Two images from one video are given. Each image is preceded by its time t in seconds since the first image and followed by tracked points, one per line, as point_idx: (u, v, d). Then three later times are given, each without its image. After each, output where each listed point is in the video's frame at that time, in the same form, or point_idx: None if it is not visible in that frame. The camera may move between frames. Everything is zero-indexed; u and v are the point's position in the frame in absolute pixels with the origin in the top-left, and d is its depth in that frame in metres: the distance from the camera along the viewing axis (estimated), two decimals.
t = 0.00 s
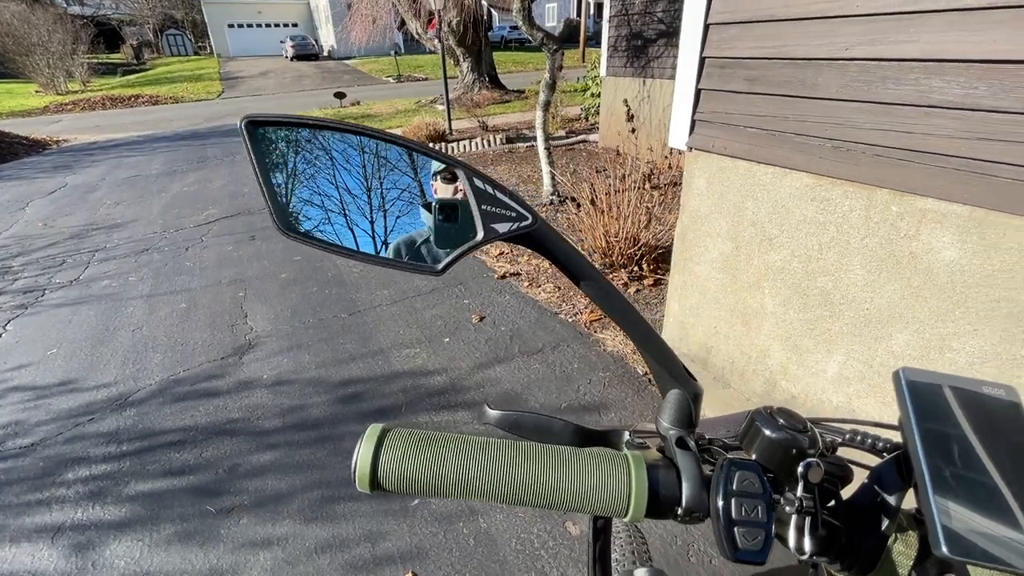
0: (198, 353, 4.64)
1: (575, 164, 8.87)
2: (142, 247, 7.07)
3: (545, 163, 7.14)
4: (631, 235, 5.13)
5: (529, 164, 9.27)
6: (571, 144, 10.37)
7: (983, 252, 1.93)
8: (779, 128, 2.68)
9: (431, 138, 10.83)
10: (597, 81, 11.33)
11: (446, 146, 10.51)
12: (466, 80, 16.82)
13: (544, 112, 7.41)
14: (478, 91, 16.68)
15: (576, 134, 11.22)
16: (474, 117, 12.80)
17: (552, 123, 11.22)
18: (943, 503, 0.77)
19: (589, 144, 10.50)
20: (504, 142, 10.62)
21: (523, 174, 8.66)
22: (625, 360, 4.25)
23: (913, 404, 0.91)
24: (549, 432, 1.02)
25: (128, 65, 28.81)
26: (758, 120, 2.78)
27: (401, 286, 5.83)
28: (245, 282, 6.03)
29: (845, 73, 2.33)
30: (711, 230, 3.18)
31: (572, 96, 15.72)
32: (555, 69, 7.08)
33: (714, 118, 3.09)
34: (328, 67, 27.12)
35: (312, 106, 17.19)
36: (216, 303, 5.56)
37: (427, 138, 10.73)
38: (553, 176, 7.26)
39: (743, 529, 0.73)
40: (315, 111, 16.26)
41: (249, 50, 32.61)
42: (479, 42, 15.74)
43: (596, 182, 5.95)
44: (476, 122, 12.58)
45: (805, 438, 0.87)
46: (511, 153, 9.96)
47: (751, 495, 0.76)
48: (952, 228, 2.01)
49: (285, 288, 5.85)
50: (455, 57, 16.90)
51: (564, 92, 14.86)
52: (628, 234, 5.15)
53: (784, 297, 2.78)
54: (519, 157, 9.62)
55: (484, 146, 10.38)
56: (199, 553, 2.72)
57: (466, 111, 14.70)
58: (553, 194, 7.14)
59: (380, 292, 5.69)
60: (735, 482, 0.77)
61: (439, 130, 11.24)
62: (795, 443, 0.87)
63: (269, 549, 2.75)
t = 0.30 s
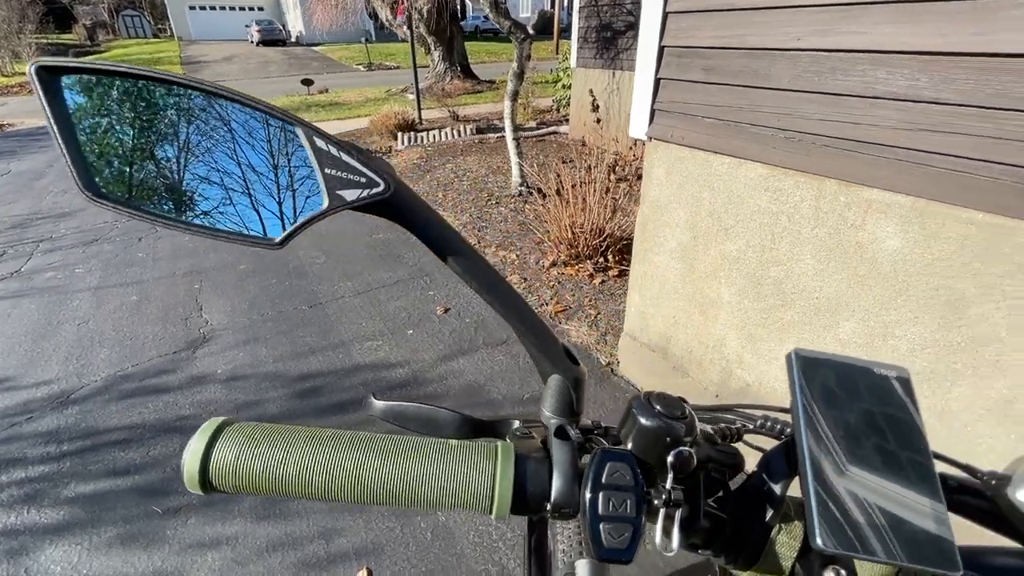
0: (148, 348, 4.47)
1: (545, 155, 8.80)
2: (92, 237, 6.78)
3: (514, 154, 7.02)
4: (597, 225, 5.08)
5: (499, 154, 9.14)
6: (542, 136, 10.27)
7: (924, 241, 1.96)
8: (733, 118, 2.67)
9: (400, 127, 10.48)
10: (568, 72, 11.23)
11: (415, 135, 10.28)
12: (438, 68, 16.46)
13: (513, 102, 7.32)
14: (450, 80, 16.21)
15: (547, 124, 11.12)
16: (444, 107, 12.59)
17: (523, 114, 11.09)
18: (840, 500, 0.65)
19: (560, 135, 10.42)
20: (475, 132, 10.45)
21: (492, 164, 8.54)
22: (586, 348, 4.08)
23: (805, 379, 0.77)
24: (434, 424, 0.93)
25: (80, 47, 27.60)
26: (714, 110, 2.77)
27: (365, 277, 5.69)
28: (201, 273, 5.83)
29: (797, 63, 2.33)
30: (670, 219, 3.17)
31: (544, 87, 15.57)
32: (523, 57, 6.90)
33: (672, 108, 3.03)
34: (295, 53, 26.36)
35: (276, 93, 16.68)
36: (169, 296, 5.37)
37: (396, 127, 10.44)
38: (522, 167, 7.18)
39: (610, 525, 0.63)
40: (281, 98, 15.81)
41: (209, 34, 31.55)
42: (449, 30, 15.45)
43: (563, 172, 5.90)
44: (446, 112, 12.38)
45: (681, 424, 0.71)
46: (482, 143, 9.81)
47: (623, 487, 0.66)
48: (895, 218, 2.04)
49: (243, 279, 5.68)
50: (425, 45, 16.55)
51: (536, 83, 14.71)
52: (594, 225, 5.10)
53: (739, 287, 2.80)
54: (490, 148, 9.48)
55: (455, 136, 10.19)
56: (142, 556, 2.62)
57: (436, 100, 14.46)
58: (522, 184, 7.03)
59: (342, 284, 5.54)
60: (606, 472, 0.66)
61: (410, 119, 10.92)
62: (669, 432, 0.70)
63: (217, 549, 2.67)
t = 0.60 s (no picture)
0: (70, 345, 4.22)
1: (500, 142, 8.65)
2: (12, 227, 6.35)
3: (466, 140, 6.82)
4: (548, 211, 5.03)
5: (453, 140, 8.92)
6: (499, 122, 10.08)
7: (835, 224, 2.02)
8: (662, 102, 2.66)
9: (353, 113, 10.01)
10: (524, 57, 11.04)
11: (367, 120, 9.92)
12: (394, 53, 15.84)
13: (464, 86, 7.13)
14: (408, 66, 15.42)
15: (505, 110, 10.89)
16: (399, 92, 12.21)
17: (479, 100, 10.85)
18: (577, 494, 0.61)
19: (517, 121, 10.24)
20: (431, 119, 10.17)
21: (446, 151, 8.35)
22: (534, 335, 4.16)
23: (569, 366, 0.72)
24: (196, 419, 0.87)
25: (3, 23, 25.81)
26: (645, 94, 2.75)
27: (310, 266, 5.23)
28: (132, 264, 5.54)
29: (721, 47, 2.34)
30: (607, 205, 3.11)
31: (502, 73, 15.26)
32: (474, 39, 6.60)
33: (607, 92, 2.98)
34: (246, 35, 25.24)
35: (221, 76, 15.88)
36: (95, 289, 5.07)
37: (349, 114, 9.98)
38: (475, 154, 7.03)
39: (311, 530, 0.59)
40: (227, 81, 15.10)
41: (146, 12, 29.89)
42: (405, 13, 14.95)
43: (513, 158, 5.80)
44: (402, 98, 12.02)
45: (410, 412, 0.74)
46: (436, 130, 9.55)
47: (335, 486, 0.61)
48: (810, 200, 2.08)
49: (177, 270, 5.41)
50: (380, 28, 15.99)
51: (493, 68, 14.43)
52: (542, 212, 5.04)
53: (672, 271, 2.81)
54: (444, 134, 9.26)
55: (409, 122, 9.88)
56: (54, 565, 2.48)
57: (391, 85, 14.01)
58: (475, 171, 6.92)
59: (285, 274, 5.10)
60: (319, 469, 0.62)
61: (363, 104, 10.47)
62: (394, 419, 0.73)
63: (138, 555, 2.54)
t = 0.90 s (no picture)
0: None
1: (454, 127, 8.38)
2: None
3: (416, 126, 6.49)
4: (496, 199, 4.91)
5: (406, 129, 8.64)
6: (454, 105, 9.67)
7: (754, 205, 2.05)
8: (593, 86, 2.60)
9: (302, 101, 9.60)
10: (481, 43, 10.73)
11: (317, 108, 9.53)
12: (349, 39, 15.28)
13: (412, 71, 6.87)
14: (364, 53, 14.91)
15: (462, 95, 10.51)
16: (353, 80, 11.78)
17: (434, 87, 10.53)
18: (246, 510, 0.66)
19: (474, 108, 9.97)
20: (385, 107, 9.82)
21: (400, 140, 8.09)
22: (484, 325, 3.96)
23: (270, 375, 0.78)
24: None
25: None
26: (574, 78, 2.69)
27: (250, 259, 4.98)
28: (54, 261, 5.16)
29: (642, 28, 2.31)
30: (544, 191, 3.07)
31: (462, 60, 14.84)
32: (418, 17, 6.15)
33: (538, 76, 2.91)
34: (190, 20, 24.05)
35: (166, 63, 15.05)
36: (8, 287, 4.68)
37: (298, 101, 9.56)
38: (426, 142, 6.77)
39: None
40: (169, 68, 14.32)
41: None
42: None
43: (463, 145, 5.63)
44: (355, 86, 11.59)
45: (48, 417, 0.79)
46: (391, 118, 9.24)
47: None
48: (730, 182, 2.11)
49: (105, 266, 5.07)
50: (333, 13, 15.37)
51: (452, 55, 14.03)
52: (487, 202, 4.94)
53: (606, 258, 2.81)
54: (398, 122, 8.97)
55: (362, 110, 9.52)
56: None
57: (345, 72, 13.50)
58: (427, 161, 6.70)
59: (224, 269, 4.82)
60: None
61: (313, 91, 10.04)
62: (27, 425, 0.77)
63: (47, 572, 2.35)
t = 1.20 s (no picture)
0: None
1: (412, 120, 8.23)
2: None
3: (372, 120, 6.33)
4: (454, 193, 4.84)
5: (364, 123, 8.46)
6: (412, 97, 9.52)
7: (689, 193, 2.09)
8: (533, 77, 2.59)
9: (256, 96, 9.29)
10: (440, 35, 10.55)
11: (270, 102, 9.24)
12: (305, 32, 14.85)
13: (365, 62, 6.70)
14: (321, 45, 14.55)
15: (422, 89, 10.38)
16: (309, 73, 11.45)
17: (393, 79, 10.32)
18: None
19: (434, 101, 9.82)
20: (343, 100, 9.58)
21: (357, 134, 7.93)
22: (442, 320, 3.93)
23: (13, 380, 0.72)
24: None
25: None
26: (514, 69, 2.67)
27: (198, 261, 4.80)
28: None
29: (577, 18, 2.32)
30: (491, 183, 3.06)
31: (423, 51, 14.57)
32: (370, 7, 5.97)
33: (480, 67, 2.88)
34: (134, 11, 23.03)
35: (112, 57, 14.37)
36: None
37: (251, 96, 9.24)
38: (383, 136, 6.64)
39: None
40: (114, 61, 13.67)
41: None
42: None
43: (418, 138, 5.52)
44: (312, 79, 11.27)
45: None
46: (349, 113, 9.05)
47: None
48: (665, 170, 2.15)
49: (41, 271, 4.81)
50: (289, 5, 14.96)
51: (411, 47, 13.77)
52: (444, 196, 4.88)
53: (555, 250, 2.82)
54: (355, 117, 8.77)
55: (319, 104, 9.29)
56: None
57: (301, 64, 13.11)
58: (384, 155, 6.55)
59: (170, 271, 4.65)
60: None
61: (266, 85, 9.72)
62: None
63: None
